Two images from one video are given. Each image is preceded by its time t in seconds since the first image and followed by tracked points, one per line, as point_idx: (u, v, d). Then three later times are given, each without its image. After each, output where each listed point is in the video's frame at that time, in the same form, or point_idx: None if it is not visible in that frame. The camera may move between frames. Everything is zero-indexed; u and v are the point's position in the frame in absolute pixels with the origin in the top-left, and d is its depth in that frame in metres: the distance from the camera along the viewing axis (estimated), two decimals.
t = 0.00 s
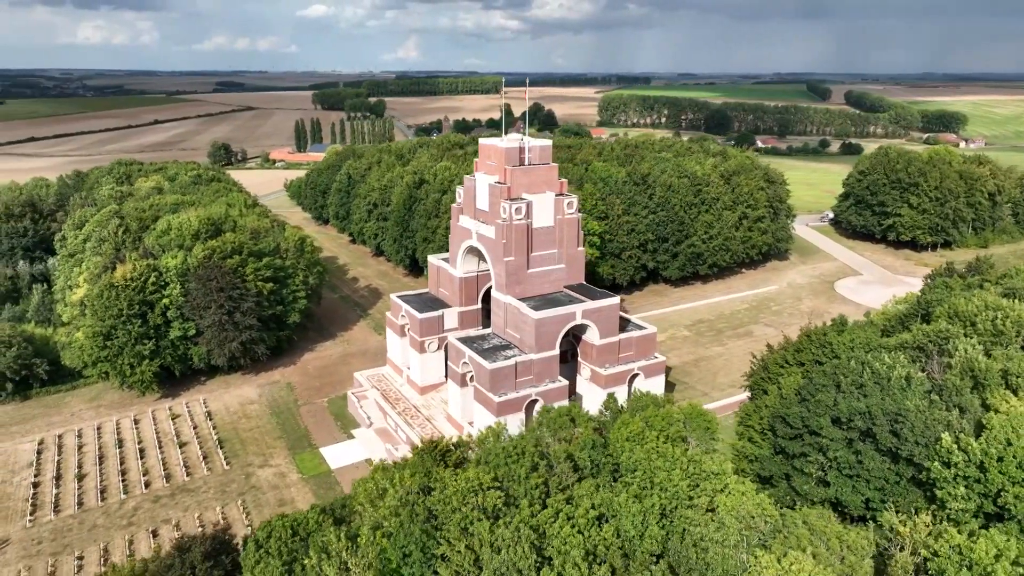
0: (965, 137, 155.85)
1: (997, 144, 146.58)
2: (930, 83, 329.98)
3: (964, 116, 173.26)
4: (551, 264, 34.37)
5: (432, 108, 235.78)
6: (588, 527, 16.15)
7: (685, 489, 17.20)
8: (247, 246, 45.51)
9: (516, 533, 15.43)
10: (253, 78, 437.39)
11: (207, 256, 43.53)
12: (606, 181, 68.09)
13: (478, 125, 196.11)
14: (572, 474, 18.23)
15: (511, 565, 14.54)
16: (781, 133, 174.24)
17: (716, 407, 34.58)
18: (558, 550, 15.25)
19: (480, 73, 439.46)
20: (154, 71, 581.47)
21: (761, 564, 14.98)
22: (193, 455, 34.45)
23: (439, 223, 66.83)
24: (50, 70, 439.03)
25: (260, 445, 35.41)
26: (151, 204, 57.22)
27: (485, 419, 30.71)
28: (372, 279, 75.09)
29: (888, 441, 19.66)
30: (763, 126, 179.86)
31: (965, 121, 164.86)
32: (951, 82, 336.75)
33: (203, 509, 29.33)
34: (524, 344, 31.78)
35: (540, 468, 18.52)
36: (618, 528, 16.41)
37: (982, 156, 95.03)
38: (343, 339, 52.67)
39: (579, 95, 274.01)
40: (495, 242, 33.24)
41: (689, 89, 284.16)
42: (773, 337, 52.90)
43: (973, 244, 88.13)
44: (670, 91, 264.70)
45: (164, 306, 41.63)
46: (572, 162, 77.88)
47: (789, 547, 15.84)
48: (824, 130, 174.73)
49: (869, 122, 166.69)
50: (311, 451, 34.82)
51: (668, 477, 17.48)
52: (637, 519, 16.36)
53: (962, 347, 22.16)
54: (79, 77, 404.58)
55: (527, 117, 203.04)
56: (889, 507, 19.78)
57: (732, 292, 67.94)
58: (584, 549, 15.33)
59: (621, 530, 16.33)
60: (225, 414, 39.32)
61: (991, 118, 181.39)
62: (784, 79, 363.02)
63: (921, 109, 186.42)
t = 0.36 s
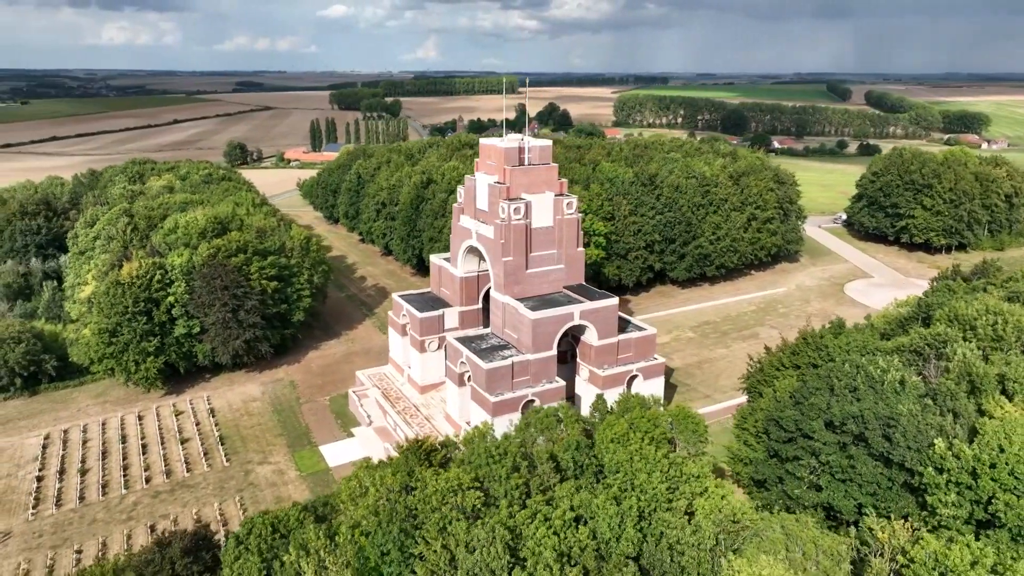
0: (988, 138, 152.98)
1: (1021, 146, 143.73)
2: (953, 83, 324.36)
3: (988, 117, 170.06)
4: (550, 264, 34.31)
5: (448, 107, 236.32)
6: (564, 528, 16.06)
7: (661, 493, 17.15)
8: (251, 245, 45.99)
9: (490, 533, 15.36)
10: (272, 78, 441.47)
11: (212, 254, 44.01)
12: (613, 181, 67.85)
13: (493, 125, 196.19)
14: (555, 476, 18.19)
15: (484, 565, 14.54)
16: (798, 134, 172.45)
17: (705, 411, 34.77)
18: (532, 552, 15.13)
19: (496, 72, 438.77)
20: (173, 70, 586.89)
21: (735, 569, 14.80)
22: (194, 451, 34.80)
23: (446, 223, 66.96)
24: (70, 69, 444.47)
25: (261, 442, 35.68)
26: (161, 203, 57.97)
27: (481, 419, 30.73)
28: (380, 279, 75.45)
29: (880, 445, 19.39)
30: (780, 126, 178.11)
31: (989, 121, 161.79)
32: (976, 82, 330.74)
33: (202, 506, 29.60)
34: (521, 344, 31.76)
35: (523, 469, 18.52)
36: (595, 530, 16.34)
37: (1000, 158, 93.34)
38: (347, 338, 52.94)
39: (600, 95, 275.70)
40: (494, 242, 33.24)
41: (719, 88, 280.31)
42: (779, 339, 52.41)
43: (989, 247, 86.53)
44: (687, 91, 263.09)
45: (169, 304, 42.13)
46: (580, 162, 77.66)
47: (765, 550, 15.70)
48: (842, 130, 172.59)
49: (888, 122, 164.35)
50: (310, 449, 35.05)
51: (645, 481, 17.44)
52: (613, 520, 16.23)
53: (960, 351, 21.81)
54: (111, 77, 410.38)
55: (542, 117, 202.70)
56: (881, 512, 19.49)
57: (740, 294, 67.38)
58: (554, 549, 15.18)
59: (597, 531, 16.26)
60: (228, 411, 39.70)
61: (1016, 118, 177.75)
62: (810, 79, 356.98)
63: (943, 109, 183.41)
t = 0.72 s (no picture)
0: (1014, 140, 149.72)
1: None
2: (981, 83, 317.73)
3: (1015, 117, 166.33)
4: (549, 264, 34.26)
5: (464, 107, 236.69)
6: (538, 529, 16.00)
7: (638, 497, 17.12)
8: (257, 243, 46.49)
9: (462, 531, 15.34)
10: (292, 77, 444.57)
11: (218, 252, 44.52)
12: (621, 181, 67.49)
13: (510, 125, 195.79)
14: (534, 477, 18.21)
15: (454, 565, 14.50)
16: (818, 134, 170.18)
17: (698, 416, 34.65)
18: (502, 552, 15.03)
19: (516, 72, 437.45)
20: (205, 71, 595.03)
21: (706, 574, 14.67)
22: (196, 446, 35.20)
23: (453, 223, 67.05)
24: (97, 70, 453.18)
25: (262, 439, 36.00)
26: (172, 201, 58.76)
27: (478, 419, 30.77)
28: (388, 277, 75.78)
29: (872, 450, 19.11)
30: (799, 126, 175.92)
31: (1015, 122, 158.33)
32: (1004, 83, 323.65)
33: (200, 500, 29.93)
34: (518, 344, 31.73)
35: (504, 470, 18.52)
36: (569, 531, 16.37)
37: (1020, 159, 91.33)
38: (352, 336, 53.21)
39: (618, 95, 274.27)
40: (493, 241, 33.26)
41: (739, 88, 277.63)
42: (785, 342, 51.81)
43: (1007, 250, 84.66)
44: (706, 91, 260.96)
45: (175, 301, 42.68)
46: (589, 162, 77.30)
47: (738, 556, 15.62)
48: (863, 131, 169.98)
49: (910, 122, 161.24)
50: (309, 446, 35.30)
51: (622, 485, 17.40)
52: (587, 521, 16.24)
53: (957, 355, 21.44)
54: (136, 77, 417.87)
55: (559, 117, 201.90)
56: (871, 517, 19.22)
57: (749, 296, 66.73)
58: (523, 549, 15.15)
59: (571, 532, 16.29)
60: (231, 407, 40.10)
61: None
62: (832, 79, 352.00)
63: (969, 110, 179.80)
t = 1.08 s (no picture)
0: None
1: None
2: (1009, 84, 310.98)
3: None
4: (549, 265, 34.21)
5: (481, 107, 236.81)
6: (512, 529, 16.02)
7: (613, 499, 17.13)
8: (263, 242, 46.95)
9: (434, 530, 15.39)
10: (312, 77, 449.57)
11: (224, 250, 45.05)
12: (629, 181, 67.21)
13: (526, 125, 195.36)
14: (513, 477, 18.34)
15: (424, 565, 14.51)
16: (838, 135, 167.95)
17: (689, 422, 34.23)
18: (473, 552, 15.05)
19: (534, 72, 437.03)
20: (227, 72, 602.29)
21: None
22: (198, 442, 35.59)
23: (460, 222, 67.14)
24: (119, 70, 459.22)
25: (263, 436, 36.33)
26: (183, 199, 59.57)
27: (474, 418, 30.90)
28: (397, 276, 76.13)
29: (863, 456, 18.83)
30: (819, 127, 173.66)
31: None
32: None
33: (199, 496, 30.26)
34: (516, 344, 31.75)
35: (485, 470, 18.60)
36: (544, 532, 16.39)
37: None
38: (358, 334, 53.48)
39: (637, 95, 272.69)
40: (491, 241, 33.27)
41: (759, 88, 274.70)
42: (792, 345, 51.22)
43: None
44: (724, 91, 258.73)
45: (181, 298, 43.22)
46: (598, 162, 77.01)
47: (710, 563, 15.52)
48: (885, 131, 167.32)
49: (933, 122, 158.24)
50: (309, 443, 35.57)
51: (597, 485, 17.47)
52: (561, 522, 16.27)
53: (954, 361, 21.09)
54: (159, 76, 423.86)
55: (576, 117, 200.94)
56: (861, 523, 18.94)
57: (758, 297, 66.07)
58: (493, 549, 15.16)
59: (545, 533, 16.34)
60: (235, 404, 40.51)
61: None
62: (855, 79, 346.95)
63: (995, 110, 176.10)
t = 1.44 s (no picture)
0: None
1: None
2: None
3: None
4: (548, 265, 34.18)
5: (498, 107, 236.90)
6: (485, 529, 16.05)
7: (589, 501, 17.11)
8: (269, 241, 47.39)
9: (408, 529, 15.50)
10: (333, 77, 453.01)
11: (230, 249, 45.54)
12: (638, 181, 66.90)
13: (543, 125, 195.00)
14: (492, 477, 18.57)
15: (394, 564, 14.55)
16: (859, 136, 165.65)
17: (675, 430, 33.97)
18: (444, 551, 15.06)
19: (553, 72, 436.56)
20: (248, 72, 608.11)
21: None
22: (200, 438, 36.00)
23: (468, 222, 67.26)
24: (142, 71, 465.34)
25: (264, 433, 36.65)
26: (194, 197, 60.31)
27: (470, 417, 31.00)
28: (406, 275, 76.41)
29: (852, 460, 18.59)
30: (839, 127, 171.40)
31: None
32: None
33: (197, 492, 30.59)
34: (513, 344, 31.78)
35: (464, 471, 18.74)
36: (517, 533, 16.40)
37: None
38: (363, 333, 53.75)
39: (655, 95, 271.21)
40: (490, 241, 33.28)
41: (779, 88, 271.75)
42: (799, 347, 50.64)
43: None
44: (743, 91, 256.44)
45: (187, 296, 43.76)
46: (607, 162, 76.70)
47: (679, 566, 15.42)
48: (907, 132, 164.64)
49: (956, 123, 155.26)
50: (309, 441, 35.86)
51: (574, 487, 17.51)
52: (535, 523, 16.22)
53: (949, 366, 20.80)
54: (183, 76, 429.76)
55: (592, 117, 200.23)
56: (850, 529, 18.68)
57: (766, 299, 65.45)
58: (464, 548, 15.20)
59: (520, 534, 16.38)
60: (238, 401, 40.90)
61: None
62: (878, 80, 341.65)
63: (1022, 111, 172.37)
